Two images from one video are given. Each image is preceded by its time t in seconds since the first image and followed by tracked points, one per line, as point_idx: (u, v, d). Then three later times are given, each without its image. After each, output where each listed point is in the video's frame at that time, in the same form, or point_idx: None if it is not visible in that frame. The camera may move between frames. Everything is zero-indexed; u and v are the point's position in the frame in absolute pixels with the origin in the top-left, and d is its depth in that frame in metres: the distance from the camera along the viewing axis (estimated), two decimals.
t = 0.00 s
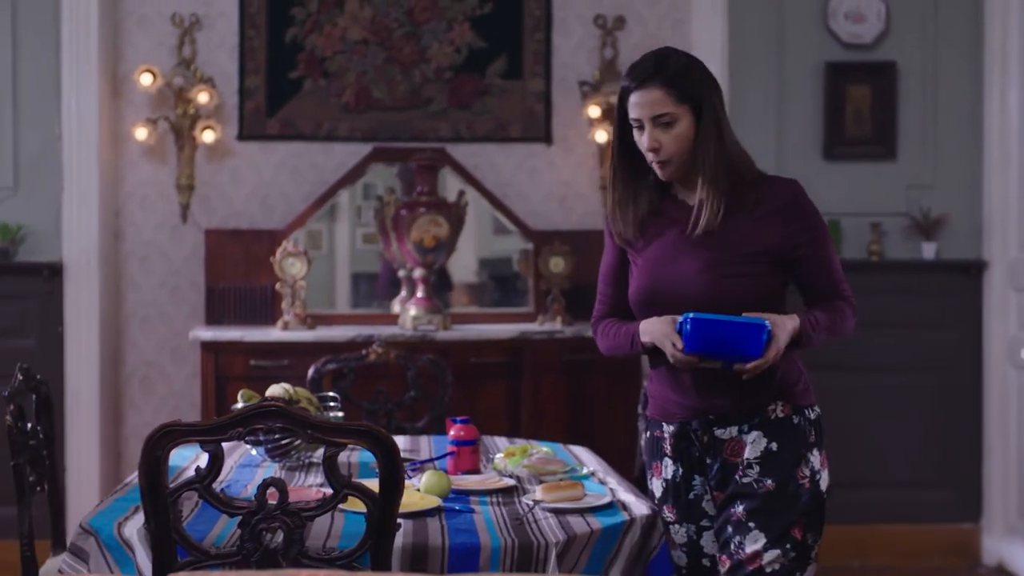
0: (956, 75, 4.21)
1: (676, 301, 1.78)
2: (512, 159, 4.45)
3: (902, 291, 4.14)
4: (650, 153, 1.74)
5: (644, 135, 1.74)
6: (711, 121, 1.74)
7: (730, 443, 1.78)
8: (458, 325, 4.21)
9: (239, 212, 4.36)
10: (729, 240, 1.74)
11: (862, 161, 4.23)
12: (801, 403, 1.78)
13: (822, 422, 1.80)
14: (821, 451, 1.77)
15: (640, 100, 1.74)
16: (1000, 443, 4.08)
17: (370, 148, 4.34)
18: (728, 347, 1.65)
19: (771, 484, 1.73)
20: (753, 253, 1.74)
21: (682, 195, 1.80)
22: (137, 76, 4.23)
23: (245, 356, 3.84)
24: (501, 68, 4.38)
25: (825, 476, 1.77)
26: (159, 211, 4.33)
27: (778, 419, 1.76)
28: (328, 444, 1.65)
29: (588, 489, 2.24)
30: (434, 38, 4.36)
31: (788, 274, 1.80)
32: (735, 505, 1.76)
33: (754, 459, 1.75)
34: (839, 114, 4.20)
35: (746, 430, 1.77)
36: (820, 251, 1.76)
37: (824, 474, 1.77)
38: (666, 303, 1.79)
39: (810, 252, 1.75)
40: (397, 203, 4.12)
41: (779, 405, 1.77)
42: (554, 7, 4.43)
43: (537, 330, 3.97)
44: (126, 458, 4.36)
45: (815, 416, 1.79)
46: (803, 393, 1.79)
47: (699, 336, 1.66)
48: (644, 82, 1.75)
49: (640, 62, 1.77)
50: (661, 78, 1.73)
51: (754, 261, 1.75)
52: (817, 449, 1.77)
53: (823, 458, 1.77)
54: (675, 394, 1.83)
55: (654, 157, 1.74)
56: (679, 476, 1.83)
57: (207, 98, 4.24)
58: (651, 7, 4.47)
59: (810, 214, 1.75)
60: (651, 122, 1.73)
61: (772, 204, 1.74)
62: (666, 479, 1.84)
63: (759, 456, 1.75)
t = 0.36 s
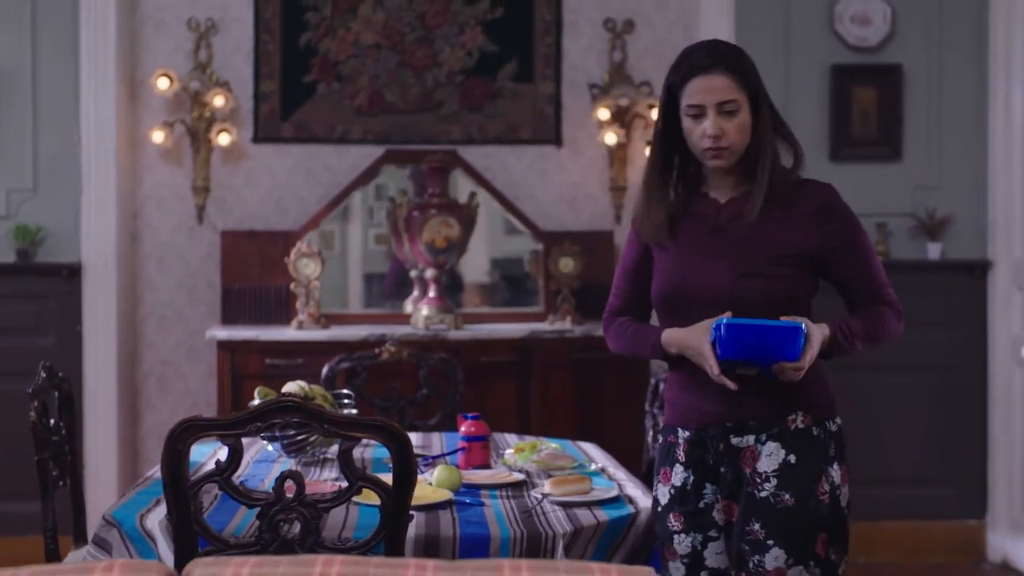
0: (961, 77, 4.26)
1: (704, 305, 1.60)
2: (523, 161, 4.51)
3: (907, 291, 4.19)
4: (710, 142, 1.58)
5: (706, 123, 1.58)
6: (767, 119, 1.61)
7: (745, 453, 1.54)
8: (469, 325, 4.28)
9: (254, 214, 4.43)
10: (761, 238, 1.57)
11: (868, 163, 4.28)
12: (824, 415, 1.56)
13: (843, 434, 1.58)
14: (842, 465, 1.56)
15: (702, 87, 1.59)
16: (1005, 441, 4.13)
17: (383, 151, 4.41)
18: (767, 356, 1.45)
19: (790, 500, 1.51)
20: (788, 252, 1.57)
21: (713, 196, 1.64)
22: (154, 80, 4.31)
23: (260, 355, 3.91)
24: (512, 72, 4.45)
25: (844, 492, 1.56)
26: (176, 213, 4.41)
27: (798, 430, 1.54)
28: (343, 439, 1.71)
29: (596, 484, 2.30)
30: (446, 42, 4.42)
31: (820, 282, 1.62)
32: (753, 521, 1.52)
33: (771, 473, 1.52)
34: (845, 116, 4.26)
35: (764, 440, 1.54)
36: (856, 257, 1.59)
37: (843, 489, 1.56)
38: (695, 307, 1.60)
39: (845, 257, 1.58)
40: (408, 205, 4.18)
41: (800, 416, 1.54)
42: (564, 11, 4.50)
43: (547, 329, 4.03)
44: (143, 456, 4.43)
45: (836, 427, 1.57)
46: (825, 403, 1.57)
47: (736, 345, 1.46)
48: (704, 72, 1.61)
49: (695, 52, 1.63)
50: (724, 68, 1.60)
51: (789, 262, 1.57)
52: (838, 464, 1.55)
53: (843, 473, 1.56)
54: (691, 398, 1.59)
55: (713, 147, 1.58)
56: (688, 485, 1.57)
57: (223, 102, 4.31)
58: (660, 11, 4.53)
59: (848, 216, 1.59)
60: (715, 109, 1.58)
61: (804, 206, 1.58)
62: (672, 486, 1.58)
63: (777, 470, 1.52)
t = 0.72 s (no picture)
0: (962, 81, 4.32)
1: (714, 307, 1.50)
2: (530, 164, 4.57)
3: (909, 292, 4.25)
4: (725, 134, 1.48)
5: (723, 113, 1.48)
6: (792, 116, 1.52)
7: (751, 460, 1.46)
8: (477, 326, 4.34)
9: (264, 217, 4.50)
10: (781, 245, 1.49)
11: (869, 166, 4.35)
12: (825, 426, 1.49)
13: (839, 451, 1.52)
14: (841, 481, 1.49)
15: (721, 76, 1.50)
16: (1005, 440, 4.19)
17: (392, 154, 4.48)
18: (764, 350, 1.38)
19: (801, 510, 1.44)
20: (805, 261, 1.50)
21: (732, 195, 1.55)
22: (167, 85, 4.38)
23: (271, 356, 3.98)
24: (518, 77, 4.52)
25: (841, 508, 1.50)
26: (188, 216, 4.48)
27: (806, 441, 1.47)
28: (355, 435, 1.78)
29: (599, 480, 2.36)
30: (454, 47, 4.49)
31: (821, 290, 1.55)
32: (761, 530, 1.44)
33: (780, 482, 1.45)
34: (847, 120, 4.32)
35: (770, 448, 1.45)
36: (865, 270, 1.51)
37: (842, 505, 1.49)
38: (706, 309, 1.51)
39: (854, 269, 1.51)
40: (417, 208, 4.25)
41: (807, 427, 1.47)
42: (570, 16, 4.56)
43: (554, 330, 4.10)
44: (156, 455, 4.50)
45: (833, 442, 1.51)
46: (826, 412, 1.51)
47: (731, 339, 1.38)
48: (727, 60, 1.51)
49: (719, 40, 1.53)
50: (747, 59, 1.51)
51: (805, 271, 1.50)
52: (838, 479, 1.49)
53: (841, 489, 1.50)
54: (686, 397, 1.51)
55: (728, 140, 1.49)
56: (686, 484, 1.48)
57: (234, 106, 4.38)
58: (665, 17, 4.59)
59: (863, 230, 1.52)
60: (732, 99, 1.49)
61: (825, 214, 1.51)
62: (665, 482, 1.49)
63: (787, 478, 1.45)
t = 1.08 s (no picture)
0: (965, 88, 4.39)
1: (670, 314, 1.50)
2: (539, 170, 4.64)
3: (913, 296, 4.31)
4: (667, 130, 1.49)
5: (663, 108, 1.49)
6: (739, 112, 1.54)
7: (707, 476, 1.50)
8: (487, 329, 4.40)
9: (278, 222, 4.57)
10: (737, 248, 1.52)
11: (873, 172, 4.41)
12: (774, 435, 1.54)
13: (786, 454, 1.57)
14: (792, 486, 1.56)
15: (665, 70, 1.50)
16: (1008, 441, 4.25)
17: (403, 160, 4.55)
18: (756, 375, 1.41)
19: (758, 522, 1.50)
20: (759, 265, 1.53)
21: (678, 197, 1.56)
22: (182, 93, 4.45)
23: (285, 358, 4.06)
24: (527, 84, 4.59)
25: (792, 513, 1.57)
26: (202, 221, 4.55)
27: (759, 453, 1.51)
28: (369, 434, 1.85)
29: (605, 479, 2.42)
30: (464, 55, 4.56)
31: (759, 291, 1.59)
32: (722, 545, 1.49)
33: (737, 497, 1.50)
34: (852, 126, 4.38)
35: (726, 464, 1.50)
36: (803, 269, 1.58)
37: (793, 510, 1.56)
38: (661, 317, 1.51)
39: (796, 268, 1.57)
40: (429, 214, 4.36)
41: (759, 439, 1.52)
42: (578, 24, 4.63)
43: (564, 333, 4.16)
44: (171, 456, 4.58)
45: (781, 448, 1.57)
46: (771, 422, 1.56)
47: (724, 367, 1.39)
48: (670, 54, 1.51)
49: (662, 35, 1.53)
50: (693, 53, 1.51)
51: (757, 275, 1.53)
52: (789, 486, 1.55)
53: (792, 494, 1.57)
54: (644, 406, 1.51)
55: (667, 135, 1.50)
56: (635, 501, 1.48)
57: (248, 114, 4.46)
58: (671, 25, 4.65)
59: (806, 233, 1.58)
60: (673, 94, 1.50)
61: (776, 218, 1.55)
62: (616, 501, 1.49)
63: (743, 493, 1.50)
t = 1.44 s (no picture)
0: (976, 95, 4.44)
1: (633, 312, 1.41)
2: (555, 177, 4.71)
3: (924, 300, 4.36)
4: (617, 137, 1.38)
5: (613, 114, 1.38)
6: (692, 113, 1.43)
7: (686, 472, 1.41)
8: (504, 333, 4.46)
9: (298, 228, 4.65)
10: (698, 243, 1.42)
11: (885, 178, 4.47)
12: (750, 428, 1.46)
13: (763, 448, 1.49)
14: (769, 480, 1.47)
15: (611, 74, 1.39)
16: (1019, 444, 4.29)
17: (421, 167, 4.62)
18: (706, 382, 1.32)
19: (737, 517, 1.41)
20: (721, 260, 1.43)
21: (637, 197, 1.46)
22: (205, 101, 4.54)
23: (304, 361, 4.13)
24: (543, 92, 4.65)
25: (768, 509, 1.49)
26: (224, 227, 4.63)
27: (738, 446, 1.43)
28: (389, 433, 1.92)
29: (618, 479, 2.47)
30: (481, 63, 4.63)
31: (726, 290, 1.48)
32: (694, 537, 1.40)
33: (715, 490, 1.41)
34: (863, 133, 4.44)
35: (705, 458, 1.41)
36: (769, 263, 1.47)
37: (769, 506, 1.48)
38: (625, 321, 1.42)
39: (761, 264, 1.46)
40: (446, 219, 4.40)
41: (735, 431, 1.44)
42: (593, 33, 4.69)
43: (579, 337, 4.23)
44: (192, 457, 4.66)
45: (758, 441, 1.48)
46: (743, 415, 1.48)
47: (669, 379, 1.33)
48: (617, 55, 1.40)
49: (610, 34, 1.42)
50: (644, 52, 1.40)
51: (720, 270, 1.43)
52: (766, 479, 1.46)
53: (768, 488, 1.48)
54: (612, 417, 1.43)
55: (621, 145, 1.39)
56: (615, 509, 1.42)
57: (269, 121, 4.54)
58: (685, 33, 4.69)
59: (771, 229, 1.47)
60: (623, 100, 1.39)
61: (738, 213, 1.44)
62: (596, 513, 1.42)
63: (722, 486, 1.41)
